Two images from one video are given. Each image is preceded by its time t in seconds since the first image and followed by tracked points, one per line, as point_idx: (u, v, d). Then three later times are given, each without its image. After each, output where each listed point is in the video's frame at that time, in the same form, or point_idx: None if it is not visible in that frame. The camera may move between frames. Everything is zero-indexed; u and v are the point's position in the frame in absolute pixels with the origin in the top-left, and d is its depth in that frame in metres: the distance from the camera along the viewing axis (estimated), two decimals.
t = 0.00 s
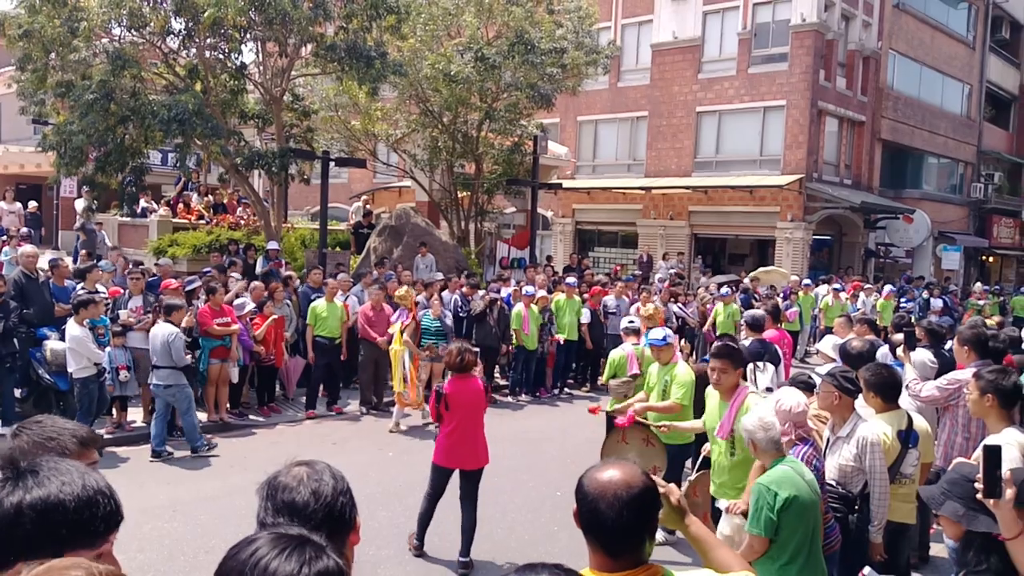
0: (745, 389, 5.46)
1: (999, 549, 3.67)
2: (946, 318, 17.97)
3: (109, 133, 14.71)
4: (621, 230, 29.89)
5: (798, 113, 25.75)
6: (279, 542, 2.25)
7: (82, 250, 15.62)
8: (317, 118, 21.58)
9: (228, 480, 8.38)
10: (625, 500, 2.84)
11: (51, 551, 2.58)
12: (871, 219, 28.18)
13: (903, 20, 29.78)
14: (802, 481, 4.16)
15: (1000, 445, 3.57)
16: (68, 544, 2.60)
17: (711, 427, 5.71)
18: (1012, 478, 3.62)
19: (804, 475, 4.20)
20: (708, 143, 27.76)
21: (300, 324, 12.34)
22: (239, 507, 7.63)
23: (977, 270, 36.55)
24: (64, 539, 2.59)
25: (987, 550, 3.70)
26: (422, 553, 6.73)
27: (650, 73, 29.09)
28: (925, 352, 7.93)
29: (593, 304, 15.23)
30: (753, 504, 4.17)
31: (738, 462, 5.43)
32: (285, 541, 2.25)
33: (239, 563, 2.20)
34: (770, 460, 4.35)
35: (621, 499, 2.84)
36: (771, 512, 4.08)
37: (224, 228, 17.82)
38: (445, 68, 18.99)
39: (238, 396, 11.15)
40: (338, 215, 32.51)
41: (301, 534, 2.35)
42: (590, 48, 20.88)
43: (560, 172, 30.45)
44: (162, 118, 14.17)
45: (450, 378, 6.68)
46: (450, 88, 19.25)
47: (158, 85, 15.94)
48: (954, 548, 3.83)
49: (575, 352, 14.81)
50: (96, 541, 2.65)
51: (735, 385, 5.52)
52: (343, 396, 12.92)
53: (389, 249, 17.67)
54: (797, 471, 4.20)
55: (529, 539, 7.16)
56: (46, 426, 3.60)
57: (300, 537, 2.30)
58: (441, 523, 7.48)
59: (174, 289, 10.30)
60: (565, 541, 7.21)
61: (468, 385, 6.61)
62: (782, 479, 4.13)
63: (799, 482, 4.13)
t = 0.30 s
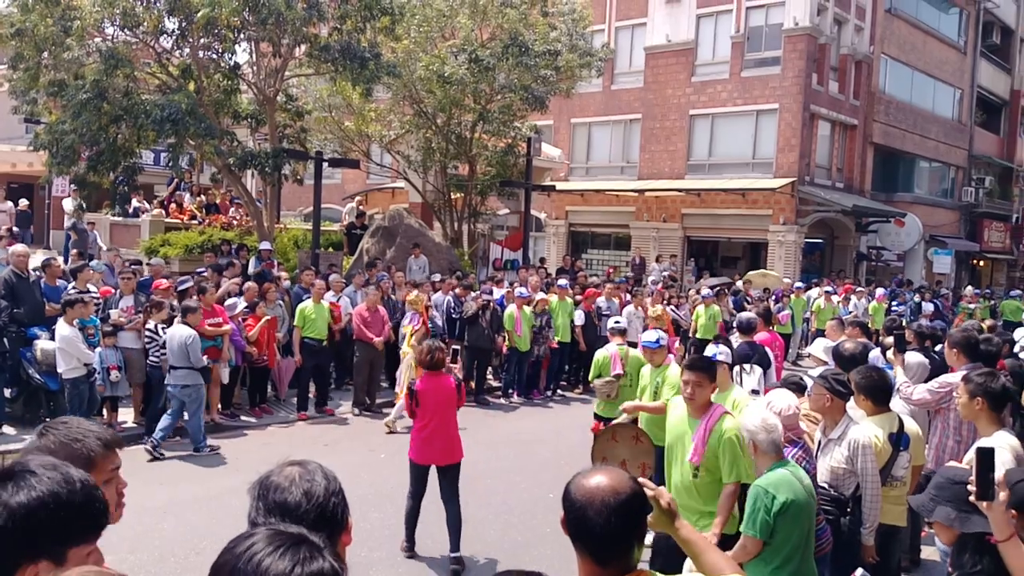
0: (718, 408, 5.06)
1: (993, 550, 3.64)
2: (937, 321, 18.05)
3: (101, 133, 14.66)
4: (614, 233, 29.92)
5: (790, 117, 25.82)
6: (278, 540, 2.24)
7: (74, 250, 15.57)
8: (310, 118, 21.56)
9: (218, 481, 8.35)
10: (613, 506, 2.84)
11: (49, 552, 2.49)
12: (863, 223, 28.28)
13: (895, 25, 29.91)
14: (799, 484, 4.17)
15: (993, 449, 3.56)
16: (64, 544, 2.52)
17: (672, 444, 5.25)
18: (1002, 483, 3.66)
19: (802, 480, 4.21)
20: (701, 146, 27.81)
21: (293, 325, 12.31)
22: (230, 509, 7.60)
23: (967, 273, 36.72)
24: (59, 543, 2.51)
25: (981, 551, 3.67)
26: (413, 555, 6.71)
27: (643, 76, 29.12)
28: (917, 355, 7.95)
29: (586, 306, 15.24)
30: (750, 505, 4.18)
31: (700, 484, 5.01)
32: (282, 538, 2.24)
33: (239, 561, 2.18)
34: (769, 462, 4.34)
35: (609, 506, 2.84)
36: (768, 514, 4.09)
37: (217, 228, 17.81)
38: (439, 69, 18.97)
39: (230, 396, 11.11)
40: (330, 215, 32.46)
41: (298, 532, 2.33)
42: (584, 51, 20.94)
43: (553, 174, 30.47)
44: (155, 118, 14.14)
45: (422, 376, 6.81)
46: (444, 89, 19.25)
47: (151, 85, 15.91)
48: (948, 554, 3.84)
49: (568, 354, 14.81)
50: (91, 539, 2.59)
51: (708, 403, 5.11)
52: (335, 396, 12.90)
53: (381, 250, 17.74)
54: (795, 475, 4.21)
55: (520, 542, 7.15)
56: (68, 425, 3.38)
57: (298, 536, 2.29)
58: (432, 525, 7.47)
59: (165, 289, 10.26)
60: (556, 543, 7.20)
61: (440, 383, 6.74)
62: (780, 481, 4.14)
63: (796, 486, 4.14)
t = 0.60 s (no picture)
0: (683, 422, 4.90)
1: (1003, 553, 3.64)
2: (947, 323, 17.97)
3: (110, 134, 14.70)
4: (622, 235, 29.90)
5: (798, 118, 25.77)
6: (288, 533, 2.25)
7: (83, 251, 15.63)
8: (318, 120, 21.61)
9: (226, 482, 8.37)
10: (622, 511, 2.84)
11: (58, 552, 2.48)
12: (872, 225, 28.20)
13: (904, 26, 29.81)
14: (812, 489, 4.17)
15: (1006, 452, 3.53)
16: (73, 543, 2.51)
17: (636, 465, 4.97)
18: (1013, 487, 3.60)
19: (815, 485, 4.21)
20: (709, 148, 27.77)
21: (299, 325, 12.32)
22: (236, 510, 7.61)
23: (977, 276, 36.56)
24: (67, 543, 2.49)
25: (993, 554, 3.65)
26: (418, 558, 6.71)
27: (651, 78, 29.08)
28: (926, 358, 7.92)
29: (593, 307, 15.22)
30: (763, 510, 4.19)
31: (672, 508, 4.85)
32: (299, 531, 2.25)
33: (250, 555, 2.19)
34: (782, 466, 4.32)
35: (618, 511, 2.83)
36: (781, 519, 4.10)
37: (225, 229, 17.87)
38: (447, 71, 18.95)
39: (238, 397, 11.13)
40: (338, 217, 32.54)
41: (315, 526, 2.34)
42: (592, 52, 20.94)
43: (560, 176, 30.46)
44: (164, 120, 14.18)
45: (414, 373, 6.95)
46: (452, 91, 19.26)
47: (159, 86, 15.96)
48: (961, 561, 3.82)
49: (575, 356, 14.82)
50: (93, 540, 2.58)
51: (672, 418, 4.92)
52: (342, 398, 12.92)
53: (389, 252, 17.79)
54: (809, 480, 4.21)
55: (526, 544, 7.13)
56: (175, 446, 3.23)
57: (312, 529, 2.30)
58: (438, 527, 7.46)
59: (174, 290, 10.30)
60: (562, 545, 7.20)
61: (431, 380, 6.89)
62: (795, 485, 4.15)
63: (810, 490, 4.15)
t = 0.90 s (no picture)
0: (627, 427, 4.44)
1: (1008, 554, 3.62)
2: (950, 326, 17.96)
3: (115, 136, 14.71)
4: (625, 238, 29.90)
5: (802, 122, 25.76)
6: (288, 536, 2.24)
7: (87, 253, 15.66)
8: (322, 123, 21.63)
9: (228, 484, 8.36)
10: (632, 516, 2.82)
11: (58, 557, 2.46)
12: (875, 228, 28.17)
13: (908, 30, 29.78)
14: (816, 494, 4.16)
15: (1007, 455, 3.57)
16: (75, 550, 2.49)
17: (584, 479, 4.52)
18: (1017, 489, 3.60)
19: (816, 488, 4.21)
20: (712, 151, 27.75)
21: (301, 328, 12.32)
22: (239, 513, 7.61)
23: (980, 279, 36.50)
24: (69, 550, 2.48)
25: (998, 557, 3.63)
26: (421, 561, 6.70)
27: (654, 81, 29.07)
28: (929, 361, 7.88)
29: (596, 310, 15.20)
30: (767, 518, 4.17)
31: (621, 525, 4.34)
32: (302, 535, 2.25)
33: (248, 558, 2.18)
34: (782, 472, 4.28)
35: (628, 515, 2.82)
36: (785, 525, 4.09)
37: (228, 232, 17.89)
38: (451, 74, 18.95)
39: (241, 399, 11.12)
40: (342, 219, 32.57)
41: (315, 531, 2.32)
42: (595, 56, 20.96)
43: (564, 179, 30.44)
44: (169, 123, 14.19)
45: (414, 374, 6.97)
46: (456, 93, 19.25)
47: (163, 89, 15.98)
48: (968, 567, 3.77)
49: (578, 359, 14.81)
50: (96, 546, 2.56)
51: (614, 424, 4.45)
52: (346, 400, 12.93)
53: (392, 254, 17.82)
54: (811, 484, 4.21)
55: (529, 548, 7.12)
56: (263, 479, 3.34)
57: (313, 533, 2.29)
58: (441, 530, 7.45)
59: (177, 292, 10.31)
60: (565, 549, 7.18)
61: (431, 382, 6.89)
62: (799, 490, 4.15)
63: (813, 495, 4.14)
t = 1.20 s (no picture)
0: (561, 460, 4.12)
1: (1010, 555, 3.62)
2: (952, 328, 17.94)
3: (116, 138, 14.72)
4: (626, 240, 29.88)
5: (803, 124, 25.77)
6: (299, 539, 2.24)
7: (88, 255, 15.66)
8: (324, 125, 21.65)
9: (230, 487, 8.35)
10: (642, 518, 2.82)
11: (69, 559, 2.39)
12: (877, 230, 28.15)
13: (909, 32, 29.76)
14: (810, 496, 4.17)
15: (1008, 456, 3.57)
16: (83, 555, 2.41)
17: (513, 516, 4.16)
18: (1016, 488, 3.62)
19: (808, 489, 4.22)
20: (713, 153, 27.74)
21: (302, 330, 12.32)
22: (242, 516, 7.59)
23: (981, 281, 36.46)
24: (80, 553, 2.40)
25: (1002, 558, 3.63)
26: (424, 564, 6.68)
27: (656, 83, 29.07)
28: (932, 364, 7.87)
29: (598, 312, 15.18)
30: (763, 523, 4.18)
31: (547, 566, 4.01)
32: (312, 539, 2.24)
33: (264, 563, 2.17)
34: (772, 475, 4.33)
35: (639, 518, 2.82)
36: (782, 529, 4.09)
37: (230, 234, 17.89)
38: (453, 76, 18.97)
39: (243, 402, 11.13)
40: (344, 222, 32.58)
41: (325, 535, 2.32)
42: (597, 58, 20.97)
43: (565, 181, 30.42)
44: (171, 125, 14.21)
45: (418, 376, 7.00)
46: (457, 95, 19.26)
47: (165, 91, 15.99)
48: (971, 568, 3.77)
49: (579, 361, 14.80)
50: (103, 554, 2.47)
51: (546, 457, 4.16)
52: (348, 403, 12.92)
53: (394, 256, 17.83)
54: (802, 485, 4.22)
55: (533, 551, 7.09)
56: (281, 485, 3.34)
57: (324, 536, 2.29)
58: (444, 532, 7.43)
59: (179, 294, 10.32)
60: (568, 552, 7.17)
61: (435, 385, 6.93)
62: (796, 491, 4.18)
63: (807, 497, 4.14)
